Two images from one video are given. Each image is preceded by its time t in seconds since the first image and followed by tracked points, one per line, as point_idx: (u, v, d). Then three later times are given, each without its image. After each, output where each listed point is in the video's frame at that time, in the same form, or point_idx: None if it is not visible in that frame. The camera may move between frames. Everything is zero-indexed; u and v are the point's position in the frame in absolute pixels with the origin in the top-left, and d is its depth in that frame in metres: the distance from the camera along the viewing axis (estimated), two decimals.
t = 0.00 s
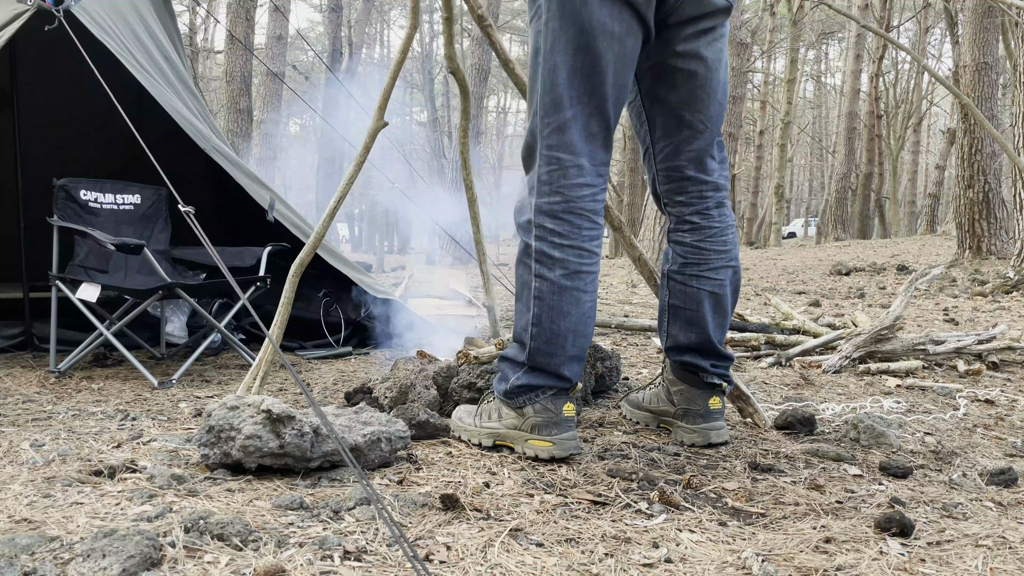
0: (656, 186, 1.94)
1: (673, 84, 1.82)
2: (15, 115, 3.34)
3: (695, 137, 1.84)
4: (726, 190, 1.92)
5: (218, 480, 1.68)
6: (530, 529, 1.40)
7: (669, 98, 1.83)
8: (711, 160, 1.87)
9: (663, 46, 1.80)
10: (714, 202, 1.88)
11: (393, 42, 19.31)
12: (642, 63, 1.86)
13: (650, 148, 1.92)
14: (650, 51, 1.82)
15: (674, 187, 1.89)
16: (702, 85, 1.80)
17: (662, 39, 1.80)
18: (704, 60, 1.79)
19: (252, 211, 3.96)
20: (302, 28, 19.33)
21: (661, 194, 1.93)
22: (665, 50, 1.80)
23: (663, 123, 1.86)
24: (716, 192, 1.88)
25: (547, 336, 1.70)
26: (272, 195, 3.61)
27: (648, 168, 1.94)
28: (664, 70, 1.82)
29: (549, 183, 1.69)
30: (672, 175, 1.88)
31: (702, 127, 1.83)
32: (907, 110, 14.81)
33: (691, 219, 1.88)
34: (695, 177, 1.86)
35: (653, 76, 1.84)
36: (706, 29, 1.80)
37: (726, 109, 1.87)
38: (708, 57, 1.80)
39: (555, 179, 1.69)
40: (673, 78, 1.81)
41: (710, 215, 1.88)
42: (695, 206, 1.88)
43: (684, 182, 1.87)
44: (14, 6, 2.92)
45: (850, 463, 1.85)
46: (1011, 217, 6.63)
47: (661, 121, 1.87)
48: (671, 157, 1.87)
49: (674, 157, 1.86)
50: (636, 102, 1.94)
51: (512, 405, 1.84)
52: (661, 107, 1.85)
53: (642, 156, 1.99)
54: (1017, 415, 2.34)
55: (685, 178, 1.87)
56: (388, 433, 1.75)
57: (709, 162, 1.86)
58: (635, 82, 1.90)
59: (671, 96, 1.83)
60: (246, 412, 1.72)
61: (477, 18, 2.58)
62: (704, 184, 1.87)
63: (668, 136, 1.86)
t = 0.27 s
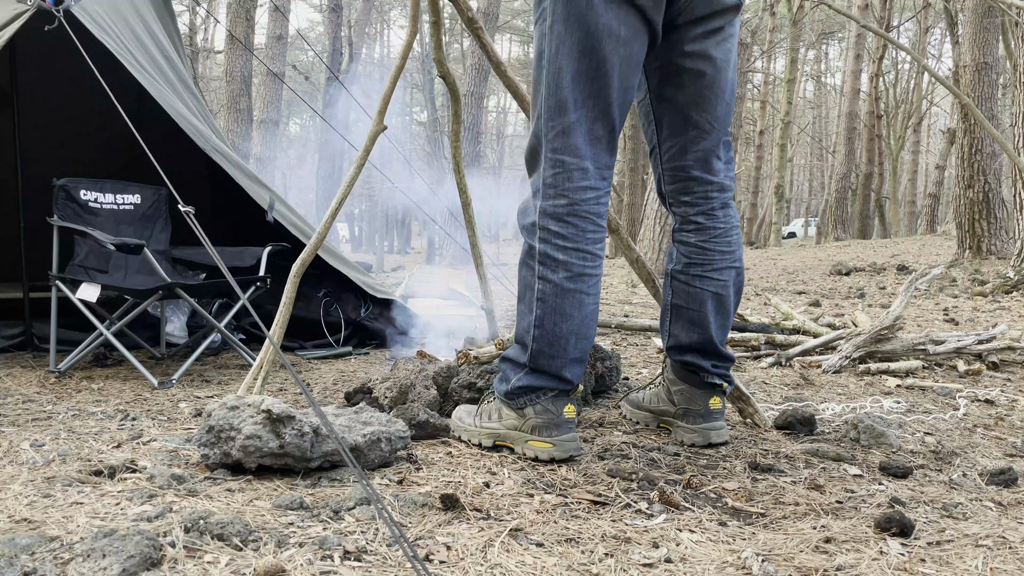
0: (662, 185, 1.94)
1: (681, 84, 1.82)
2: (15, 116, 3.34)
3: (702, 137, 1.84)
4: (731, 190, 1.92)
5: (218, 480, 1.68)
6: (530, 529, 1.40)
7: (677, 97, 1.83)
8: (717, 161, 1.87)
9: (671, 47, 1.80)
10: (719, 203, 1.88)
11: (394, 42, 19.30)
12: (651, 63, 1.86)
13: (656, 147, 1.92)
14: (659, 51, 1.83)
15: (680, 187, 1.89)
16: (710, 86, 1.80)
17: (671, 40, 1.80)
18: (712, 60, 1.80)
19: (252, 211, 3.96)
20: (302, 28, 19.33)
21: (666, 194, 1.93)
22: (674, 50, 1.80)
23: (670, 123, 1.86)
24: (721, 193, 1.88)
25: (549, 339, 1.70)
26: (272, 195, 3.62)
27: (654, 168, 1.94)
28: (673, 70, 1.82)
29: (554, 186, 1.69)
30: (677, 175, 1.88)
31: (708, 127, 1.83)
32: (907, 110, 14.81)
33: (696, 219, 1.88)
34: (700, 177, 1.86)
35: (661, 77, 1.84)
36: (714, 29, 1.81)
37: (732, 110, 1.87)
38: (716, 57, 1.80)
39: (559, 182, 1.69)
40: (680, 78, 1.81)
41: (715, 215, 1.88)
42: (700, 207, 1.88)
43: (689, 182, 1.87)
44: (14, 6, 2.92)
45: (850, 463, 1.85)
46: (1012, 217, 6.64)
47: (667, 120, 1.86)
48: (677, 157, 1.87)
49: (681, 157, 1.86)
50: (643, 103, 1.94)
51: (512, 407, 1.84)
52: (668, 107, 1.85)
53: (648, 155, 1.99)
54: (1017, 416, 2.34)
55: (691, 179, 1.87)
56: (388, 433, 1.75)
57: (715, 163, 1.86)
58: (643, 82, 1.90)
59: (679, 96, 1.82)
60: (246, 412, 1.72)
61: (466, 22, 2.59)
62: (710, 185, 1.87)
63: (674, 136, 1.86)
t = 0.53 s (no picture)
0: (665, 186, 1.94)
1: (685, 85, 1.81)
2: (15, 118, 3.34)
3: (705, 138, 1.84)
4: (735, 191, 1.92)
5: (218, 480, 1.68)
6: (530, 530, 1.40)
7: (680, 98, 1.83)
8: (719, 163, 1.87)
9: (676, 47, 1.80)
10: (721, 204, 1.88)
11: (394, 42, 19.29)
12: (656, 63, 1.86)
13: (660, 147, 1.92)
14: (664, 51, 1.83)
15: (682, 188, 1.89)
16: (713, 87, 1.80)
17: (675, 40, 1.80)
18: (716, 61, 1.79)
19: (252, 211, 3.96)
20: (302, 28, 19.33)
21: (669, 195, 1.94)
22: (678, 50, 1.80)
23: (673, 123, 1.86)
24: (724, 194, 1.88)
25: (549, 340, 1.70)
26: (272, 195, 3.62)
27: (658, 169, 1.94)
28: (677, 71, 1.82)
29: (554, 187, 1.69)
30: (680, 176, 1.88)
31: (711, 128, 1.83)
32: (907, 110, 14.81)
33: (698, 220, 1.88)
34: (703, 178, 1.86)
35: (666, 77, 1.84)
36: (718, 30, 1.80)
37: (737, 111, 1.87)
38: (721, 59, 1.80)
39: (559, 183, 1.68)
40: (684, 79, 1.81)
41: (717, 217, 1.88)
42: (703, 208, 1.88)
43: (692, 183, 1.87)
44: (14, 6, 2.92)
45: (850, 463, 1.85)
46: (1012, 217, 6.64)
47: (671, 121, 1.86)
48: (680, 158, 1.87)
49: (684, 158, 1.86)
50: (649, 103, 1.94)
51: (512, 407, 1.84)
52: (672, 108, 1.85)
53: (652, 155, 1.99)
54: (1017, 416, 2.34)
55: (693, 180, 1.87)
56: (388, 433, 1.75)
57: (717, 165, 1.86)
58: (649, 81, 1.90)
59: (683, 96, 1.82)
60: (246, 412, 1.72)
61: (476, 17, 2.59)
62: (713, 186, 1.87)
63: (678, 137, 1.86)
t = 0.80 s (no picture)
0: (666, 186, 1.94)
1: (686, 85, 1.81)
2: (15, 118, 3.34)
3: (705, 139, 1.84)
4: (736, 192, 1.92)
5: (218, 480, 1.68)
6: (530, 530, 1.40)
7: (681, 98, 1.82)
8: (720, 163, 1.87)
9: (677, 48, 1.80)
10: (722, 204, 1.88)
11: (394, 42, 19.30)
12: (657, 63, 1.86)
13: (662, 147, 1.92)
14: (665, 51, 1.83)
15: (683, 188, 1.89)
16: (714, 87, 1.80)
17: (676, 41, 1.80)
18: (717, 61, 1.79)
19: (252, 211, 3.96)
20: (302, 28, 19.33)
21: (670, 195, 1.94)
22: (679, 50, 1.80)
23: (675, 124, 1.86)
24: (725, 194, 1.88)
25: (548, 339, 1.70)
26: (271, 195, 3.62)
27: (659, 169, 1.95)
28: (678, 71, 1.81)
29: (554, 186, 1.69)
30: (681, 176, 1.88)
31: (712, 128, 1.83)
32: (907, 110, 14.81)
33: (699, 220, 1.88)
34: (704, 178, 1.86)
35: (667, 76, 1.84)
36: (719, 30, 1.80)
37: (738, 111, 1.87)
38: (722, 59, 1.79)
39: (559, 182, 1.69)
40: (685, 79, 1.81)
41: (718, 217, 1.88)
42: (704, 208, 1.88)
43: (693, 183, 1.87)
44: (14, 6, 2.92)
45: (850, 463, 1.85)
46: (1012, 217, 6.64)
47: (672, 122, 1.86)
48: (681, 158, 1.87)
49: (685, 158, 1.87)
50: (650, 103, 1.94)
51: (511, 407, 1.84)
52: (674, 108, 1.85)
53: (654, 155, 1.99)
54: (1017, 416, 2.34)
55: (695, 180, 1.87)
56: (388, 433, 1.75)
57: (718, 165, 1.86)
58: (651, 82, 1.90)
59: (684, 96, 1.82)
60: (246, 412, 1.72)
61: (481, 14, 2.58)
62: (713, 186, 1.87)
63: (679, 137, 1.86)
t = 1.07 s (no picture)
0: (666, 186, 1.94)
1: (687, 85, 1.81)
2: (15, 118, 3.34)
3: (705, 139, 1.84)
4: (736, 192, 1.92)
5: (218, 480, 1.68)
6: (530, 530, 1.40)
7: (682, 98, 1.82)
8: (720, 163, 1.87)
9: (677, 48, 1.80)
10: (722, 204, 1.88)
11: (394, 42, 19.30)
12: (657, 63, 1.86)
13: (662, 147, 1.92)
14: (665, 51, 1.83)
15: (683, 188, 1.89)
16: (714, 88, 1.80)
17: (676, 41, 1.80)
18: (717, 61, 1.79)
19: (252, 211, 3.97)
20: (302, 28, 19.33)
21: (670, 195, 1.94)
22: (679, 50, 1.80)
23: (675, 124, 1.86)
24: (725, 194, 1.88)
25: (548, 339, 1.70)
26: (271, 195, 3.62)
27: (659, 169, 1.95)
28: (678, 71, 1.81)
29: (554, 185, 1.69)
30: (682, 177, 1.88)
31: (712, 128, 1.83)
32: (907, 110, 14.81)
33: (699, 221, 1.88)
34: (704, 178, 1.86)
35: (667, 77, 1.84)
36: (719, 30, 1.80)
37: (738, 111, 1.87)
38: (722, 59, 1.80)
39: (559, 182, 1.69)
40: (686, 79, 1.81)
41: (718, 218, 1.88)
42: (704, 208, 1.88)
43: (693, 183, 1.87)
44: (14, 6, 2.92)
45: (850, 463, 1.85)
46: (1012, 217, 6.64)
47: (672, 122, 1.86)
48: (682, 159, 1.87)
49: (685, 159, 1.87)
50: (651, 103, 1.94)
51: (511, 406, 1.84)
52: (674, 108, 1.85)
53: (654, 155, 1.99)
54: (1017, 415, 2.34)
55: (695, 180, 1.87)
56: (388, 433, 1.75)
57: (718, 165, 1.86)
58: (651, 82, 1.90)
59: (684, 96, 1.82)
60: (246, 412, 1.72)
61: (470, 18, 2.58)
62: (714, 186, 1.87)
63: (680, 138, 1.86)
